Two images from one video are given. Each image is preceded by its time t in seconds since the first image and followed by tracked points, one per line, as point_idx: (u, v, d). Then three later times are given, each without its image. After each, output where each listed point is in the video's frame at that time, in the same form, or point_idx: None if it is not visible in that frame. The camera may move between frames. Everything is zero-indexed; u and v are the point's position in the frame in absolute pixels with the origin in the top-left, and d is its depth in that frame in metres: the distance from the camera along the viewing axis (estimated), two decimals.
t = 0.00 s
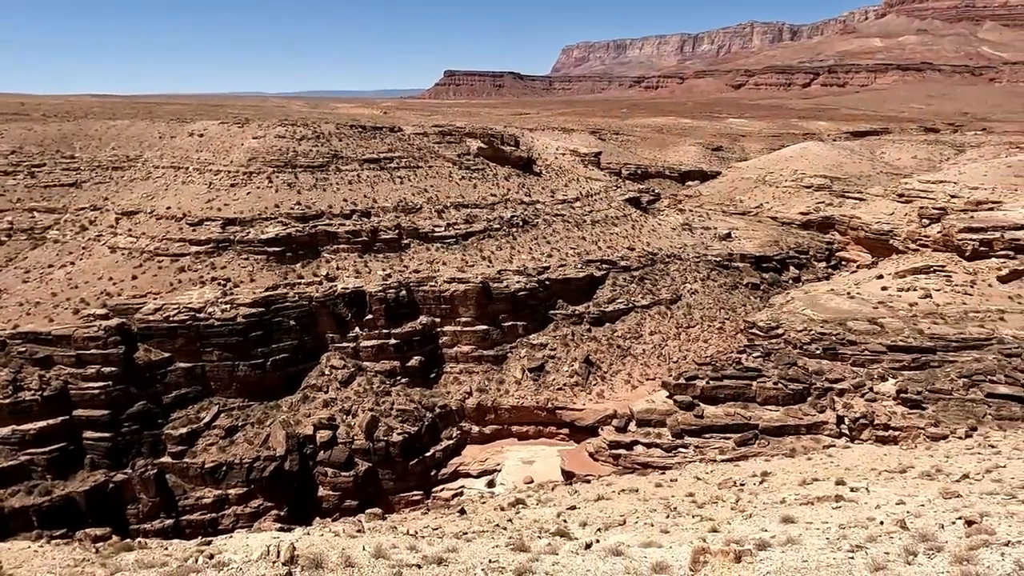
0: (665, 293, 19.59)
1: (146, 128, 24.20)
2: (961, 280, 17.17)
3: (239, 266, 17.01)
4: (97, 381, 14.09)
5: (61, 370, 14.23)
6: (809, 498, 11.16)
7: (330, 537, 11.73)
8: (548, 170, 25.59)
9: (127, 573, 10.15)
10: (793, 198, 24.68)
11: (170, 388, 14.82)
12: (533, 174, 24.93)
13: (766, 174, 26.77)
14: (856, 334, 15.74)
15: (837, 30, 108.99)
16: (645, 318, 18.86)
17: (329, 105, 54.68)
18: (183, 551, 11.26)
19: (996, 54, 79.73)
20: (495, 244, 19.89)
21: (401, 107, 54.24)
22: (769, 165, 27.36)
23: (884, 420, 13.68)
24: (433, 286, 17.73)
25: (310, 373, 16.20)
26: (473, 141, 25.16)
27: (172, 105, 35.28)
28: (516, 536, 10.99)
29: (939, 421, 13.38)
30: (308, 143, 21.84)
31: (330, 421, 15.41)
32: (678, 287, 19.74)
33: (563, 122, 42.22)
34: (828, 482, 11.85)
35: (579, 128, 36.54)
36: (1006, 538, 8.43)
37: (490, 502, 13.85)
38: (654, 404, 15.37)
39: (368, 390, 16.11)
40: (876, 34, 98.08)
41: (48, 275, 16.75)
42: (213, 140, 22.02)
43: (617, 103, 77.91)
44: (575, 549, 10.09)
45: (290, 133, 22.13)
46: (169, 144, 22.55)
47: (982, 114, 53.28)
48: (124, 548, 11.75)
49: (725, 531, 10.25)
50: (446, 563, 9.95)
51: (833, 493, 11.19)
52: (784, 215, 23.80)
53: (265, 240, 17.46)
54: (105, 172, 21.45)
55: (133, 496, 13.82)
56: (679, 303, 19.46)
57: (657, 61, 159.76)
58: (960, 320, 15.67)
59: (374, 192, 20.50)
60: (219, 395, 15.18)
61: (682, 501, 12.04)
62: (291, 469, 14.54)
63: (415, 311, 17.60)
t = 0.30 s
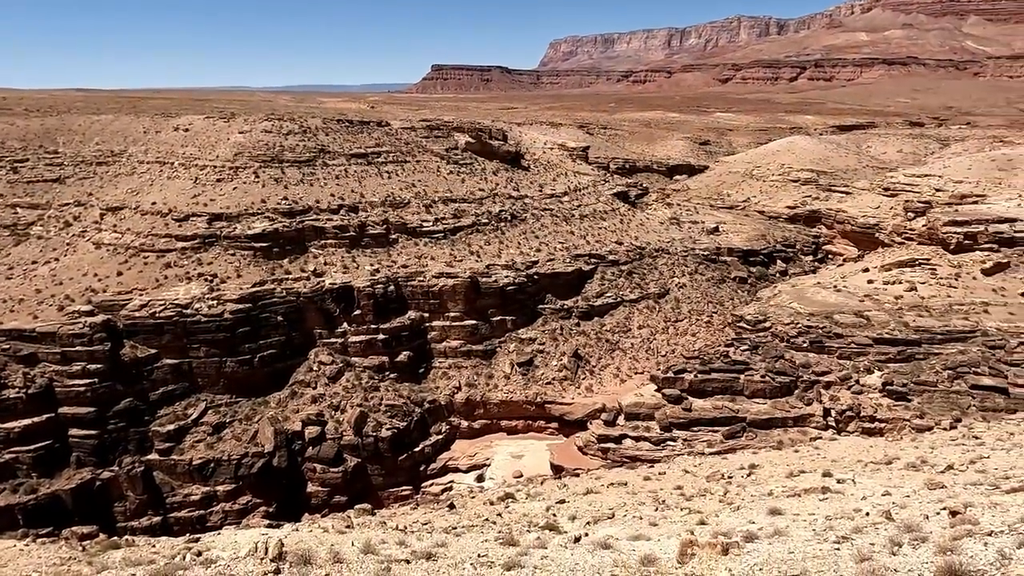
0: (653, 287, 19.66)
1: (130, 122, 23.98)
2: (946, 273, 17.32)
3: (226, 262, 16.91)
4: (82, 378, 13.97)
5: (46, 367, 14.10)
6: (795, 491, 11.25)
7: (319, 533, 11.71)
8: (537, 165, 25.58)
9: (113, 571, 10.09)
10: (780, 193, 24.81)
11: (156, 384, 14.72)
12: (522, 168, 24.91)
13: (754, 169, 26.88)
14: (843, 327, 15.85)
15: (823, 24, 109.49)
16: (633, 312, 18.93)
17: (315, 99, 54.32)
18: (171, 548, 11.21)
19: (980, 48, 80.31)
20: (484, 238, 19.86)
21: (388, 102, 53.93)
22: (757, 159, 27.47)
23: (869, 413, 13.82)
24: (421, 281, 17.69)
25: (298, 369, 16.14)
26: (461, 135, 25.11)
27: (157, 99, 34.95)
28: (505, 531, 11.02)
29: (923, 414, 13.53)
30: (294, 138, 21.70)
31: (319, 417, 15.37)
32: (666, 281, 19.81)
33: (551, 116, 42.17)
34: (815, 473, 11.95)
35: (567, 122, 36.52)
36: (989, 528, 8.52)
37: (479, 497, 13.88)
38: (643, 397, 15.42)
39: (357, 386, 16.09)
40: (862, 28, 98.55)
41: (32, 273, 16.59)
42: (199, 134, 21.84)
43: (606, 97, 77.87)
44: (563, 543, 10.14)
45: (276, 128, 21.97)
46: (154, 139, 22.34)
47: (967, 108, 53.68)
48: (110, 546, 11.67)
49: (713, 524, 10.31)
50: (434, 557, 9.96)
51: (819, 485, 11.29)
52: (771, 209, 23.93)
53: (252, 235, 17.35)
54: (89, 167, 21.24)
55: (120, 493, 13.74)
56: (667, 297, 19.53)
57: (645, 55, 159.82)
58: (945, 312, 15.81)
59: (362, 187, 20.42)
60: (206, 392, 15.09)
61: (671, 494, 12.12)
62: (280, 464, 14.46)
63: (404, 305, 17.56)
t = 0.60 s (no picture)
0: (639, 281, 19.71)
1: (112, 117, 23.71)
2: (928, 266, 17.48)
3: (210, 258, 16.79)
4: (64, 375, 13.84)
5: (27, 365, 13.95)
6: (779, 482, 11.34)
7: (305, 529, 11.68)
8: (523, 159, 25.55)
9: (97, 570, 10.02)
10: (765, 186, 24.93)
11: (140, 381, 14.60)
12: (507, 163, 24.87)
13: (739, 163, 26.99)
14: (827, 320, 15.97)
15: (807, 18, 109.99)
16: (619, 306, 18.98)
17: (300, 93, 53.90)
18: (155, 546, 11.14)
19: (962, 43, 80.97)
20: (470, 232, 19.83)
21: (374, 96, 53.66)
22: (741, 153, 27.59)
23: (853, 405, 13.94)
24: (407, 276, 17.64)
25: (284, 365, 16.07)
26: (447, 129, 25.03)
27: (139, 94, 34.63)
28: (491, 525, 11.04)
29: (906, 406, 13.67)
30: (278, 133, 21.55)
31: (305, 413, 15.31)
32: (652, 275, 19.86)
33: (537, 110, 42.09)
34: (799, 465, 12.05)
35: (553, 116, 36.49)
36: (968, 517, 8.62)
37: (467, 492, 13.89)
38: (630, 390, 15.48)
39: (343, 381, 16.04)
40: (846, 23, 99.07)
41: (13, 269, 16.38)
42: (182, 129, 21.63)
43: (592, 91, 77.83)
44: (549, 537, 10.17)
45: (260, 122, 21.80)
46: (136, 134, 22.11)
47: (949, 102, 54.11)
48: (94, 544, 11.58)
49: (699, 516, 10.38)
50: (420, 551, 9.96)
51: (802, 477, 11.38)
52: (756, 203, 24.04)
53: (236, 230, 17.23)
54: (70, 162, 21.01)
55: (104, 491, 13.63)
56: (653, 291, 19.59)
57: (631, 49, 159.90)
58: (927, 304, 15.96)
59: (347, 182, 20.32)
60: (191, 388, 14.99)
61: (656, 487, 12.18)
62: (268, 460, 14.43)
63: (390, 299, 17.50)
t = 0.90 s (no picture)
0: (624, 276, 19.76)
1: (90, 112, 23.40)
2: (909, 259, 17.66)
3: (192, 254, 16.64)
4: (45, 374, 13.67)
5: (6, 364, 13.76)
6: (763, 475, 11.44)
7: (290, 526, 11.63)
8: (507, 154, 25.51)
9: (78, 571, 9.92)
10: (748, 181, 25.06)
11: (122, 379, 14.45)
12: (492, 158, 24.81)
13: (722, 157, 27.11)
14: (809, 313, 16.10)
15: (789, 13, 110.58)
16: (604, 301, 19.03)
17: (282, 88, 53.48)
18: (139, 545, 11.05)
19: (942, 38, 81.80)
20: (455, 228, 19.78)
21: (357, 91, 53.31)
22: (725, 148, 27.71)
23: (835, 397, 14.07)
24: (392, 271, 17.57)
25: (268, 362, 15.98)
26: (431, 124, 24.93)
27: (117, 89, 34.21)
28: (477, 520, 11.05)
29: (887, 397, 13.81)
30: (260, 128, 21.37)
31: (289, 410, 15.23)
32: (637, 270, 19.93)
33: (521, 105, 42.02)
34: (782, 458, 12.15)
35: (537, 111, 36.45)
36: (948, 508, 8.74)
37: (453, 487, 13.89)
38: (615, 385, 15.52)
39: (328, 378, 15.97)
40: (828, 17, 99.67)
41: None
42: (162, 125, 21.38)
43: (576, 86, 77.88)
44: (535, 532, 10.19)
45: (242, 117, 21.59)
46: (115, 129, 21.84)
47: (929, 97, 54.62)
48: (76, 544, 11.47)
49: (683, 509, 10.44)
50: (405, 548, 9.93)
51: (786, 469, 11.48)
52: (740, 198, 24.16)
53: (219, 227, 17.08)
54: (48, 158, 20.71)
55: (86, 491, 13.49)
56: (637, 286, 19.66)
57: (616, 44, 159.96)
58: (908, 297, 16.13)
59: (330, 178, 20.19)
60: (173, 386, 14.87)
61: (642, 481, 12.24)
62: (252, 459, 14.34)
63: (375, 295, 17.43)
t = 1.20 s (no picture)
0: (606, 273, 19.82)
1: (66, 110, 23.06)
2: (887, 255, 17.85)
3: (171, 254, 16.48)
4: (21, 376, 13.46)
5: None
6: (744, 470, 11.53)
7: (272, 527, 11.55)
8: (489, 152, 25.48)
9: None
10: (728, 179, 25.22)
11: (100, 381, 14.28)
12: (474, 156, 24.77)
13: (703, 155, 27.25)
14: (790, 309, 16.23)
15: (769, 11, 111.36)
16: (587, 298, 19.08)
17: (262, 86, 53.04)
18: (118, 549, 10.92)
19: (919, 37, 82.79)
20: (437, 226, 19.72)
21: (338, 89, 53.06)
22: (706, 146, 27.87)
23: (815, 392, 14.23)
24: (375, 270, 17.49)
25: (249, 362, 15.86)
26: (412, 122, 24.84)
27: (93, 86, 33.80)
28: (460, 519, 11.05)
29: (866, 392, 13.98)
30: (240, 126, 21.18)
31: (271, 410, 15.13)
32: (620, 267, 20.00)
33: (503, 102, 41.97)
34: (764, 453, 12.24)
35: (519, 109, 36.46)
36: (925, 500, 8.84)
37: (437, 486, 13.88)
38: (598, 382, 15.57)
39: (310, 378, 15.87)
40: (807, 16, 100.52)
41: None
42: (140, 123, 21.14)
43: (559, 84, 77.95)
44: (518, 530, 10.20)
45: (221, 115, 21.39)
46: (92, 128, 21.55)
47: (907, 95, 55.26)
48: (54, 549, 11.32)
49: (666, 504, 10.50)
50: (387, 547, 9.91)
51: (766, 464, 11.58)
52: (720, 195, 24.32)
53: (198, 226, 16.91)
54: (23, 157, 20.40)
55: (65, 494, 13.30)
56: (620, 283, 19.73)
57: (598, 41, 160.30)
58: (887, 293, 16.32)
59: (311, 176, 20.07)
60: (155, 386, 14.73)
61: (624, 477, 12.31)
62: (234, 458, 14.26)
63: (357, 294, 17.34)
